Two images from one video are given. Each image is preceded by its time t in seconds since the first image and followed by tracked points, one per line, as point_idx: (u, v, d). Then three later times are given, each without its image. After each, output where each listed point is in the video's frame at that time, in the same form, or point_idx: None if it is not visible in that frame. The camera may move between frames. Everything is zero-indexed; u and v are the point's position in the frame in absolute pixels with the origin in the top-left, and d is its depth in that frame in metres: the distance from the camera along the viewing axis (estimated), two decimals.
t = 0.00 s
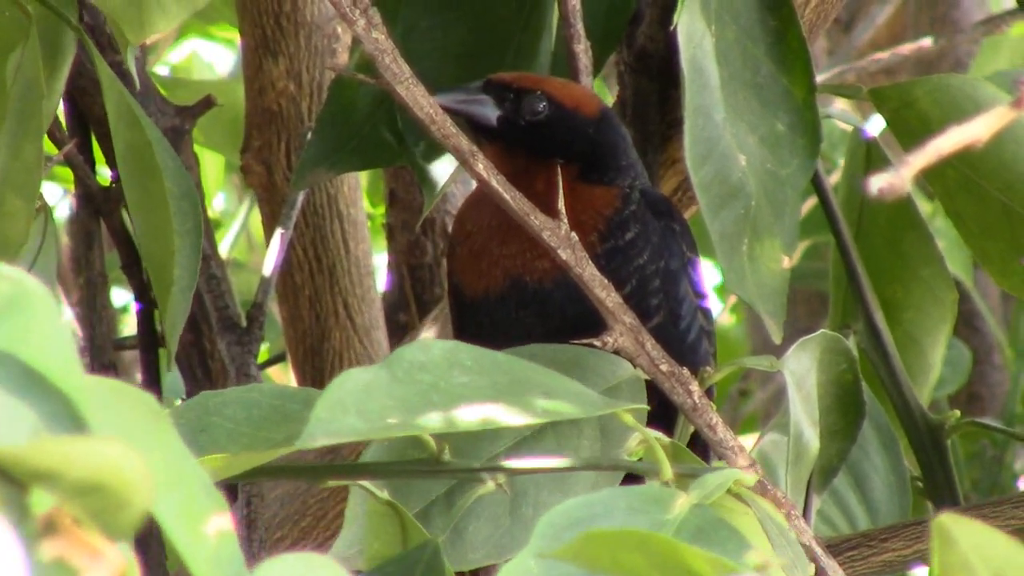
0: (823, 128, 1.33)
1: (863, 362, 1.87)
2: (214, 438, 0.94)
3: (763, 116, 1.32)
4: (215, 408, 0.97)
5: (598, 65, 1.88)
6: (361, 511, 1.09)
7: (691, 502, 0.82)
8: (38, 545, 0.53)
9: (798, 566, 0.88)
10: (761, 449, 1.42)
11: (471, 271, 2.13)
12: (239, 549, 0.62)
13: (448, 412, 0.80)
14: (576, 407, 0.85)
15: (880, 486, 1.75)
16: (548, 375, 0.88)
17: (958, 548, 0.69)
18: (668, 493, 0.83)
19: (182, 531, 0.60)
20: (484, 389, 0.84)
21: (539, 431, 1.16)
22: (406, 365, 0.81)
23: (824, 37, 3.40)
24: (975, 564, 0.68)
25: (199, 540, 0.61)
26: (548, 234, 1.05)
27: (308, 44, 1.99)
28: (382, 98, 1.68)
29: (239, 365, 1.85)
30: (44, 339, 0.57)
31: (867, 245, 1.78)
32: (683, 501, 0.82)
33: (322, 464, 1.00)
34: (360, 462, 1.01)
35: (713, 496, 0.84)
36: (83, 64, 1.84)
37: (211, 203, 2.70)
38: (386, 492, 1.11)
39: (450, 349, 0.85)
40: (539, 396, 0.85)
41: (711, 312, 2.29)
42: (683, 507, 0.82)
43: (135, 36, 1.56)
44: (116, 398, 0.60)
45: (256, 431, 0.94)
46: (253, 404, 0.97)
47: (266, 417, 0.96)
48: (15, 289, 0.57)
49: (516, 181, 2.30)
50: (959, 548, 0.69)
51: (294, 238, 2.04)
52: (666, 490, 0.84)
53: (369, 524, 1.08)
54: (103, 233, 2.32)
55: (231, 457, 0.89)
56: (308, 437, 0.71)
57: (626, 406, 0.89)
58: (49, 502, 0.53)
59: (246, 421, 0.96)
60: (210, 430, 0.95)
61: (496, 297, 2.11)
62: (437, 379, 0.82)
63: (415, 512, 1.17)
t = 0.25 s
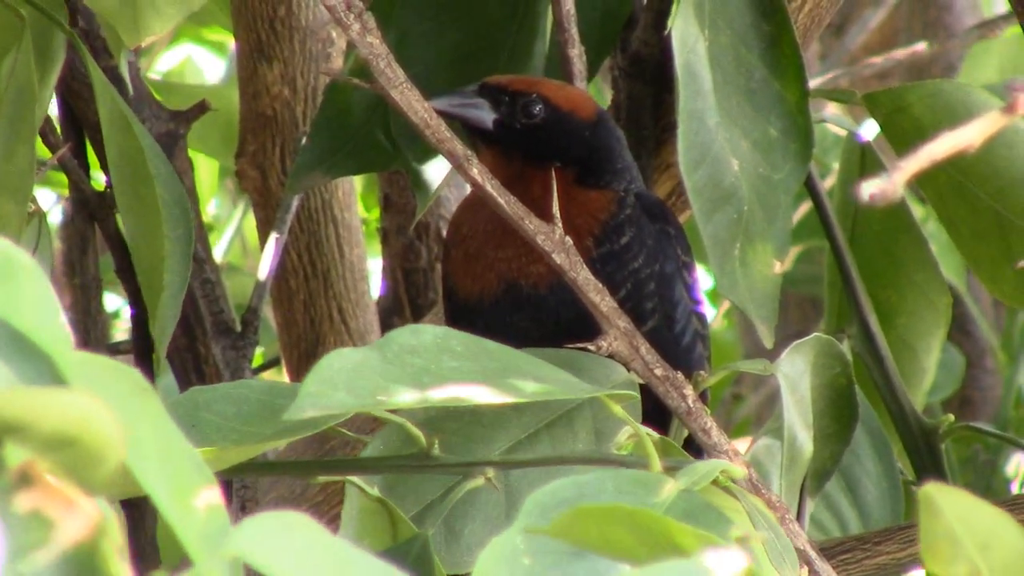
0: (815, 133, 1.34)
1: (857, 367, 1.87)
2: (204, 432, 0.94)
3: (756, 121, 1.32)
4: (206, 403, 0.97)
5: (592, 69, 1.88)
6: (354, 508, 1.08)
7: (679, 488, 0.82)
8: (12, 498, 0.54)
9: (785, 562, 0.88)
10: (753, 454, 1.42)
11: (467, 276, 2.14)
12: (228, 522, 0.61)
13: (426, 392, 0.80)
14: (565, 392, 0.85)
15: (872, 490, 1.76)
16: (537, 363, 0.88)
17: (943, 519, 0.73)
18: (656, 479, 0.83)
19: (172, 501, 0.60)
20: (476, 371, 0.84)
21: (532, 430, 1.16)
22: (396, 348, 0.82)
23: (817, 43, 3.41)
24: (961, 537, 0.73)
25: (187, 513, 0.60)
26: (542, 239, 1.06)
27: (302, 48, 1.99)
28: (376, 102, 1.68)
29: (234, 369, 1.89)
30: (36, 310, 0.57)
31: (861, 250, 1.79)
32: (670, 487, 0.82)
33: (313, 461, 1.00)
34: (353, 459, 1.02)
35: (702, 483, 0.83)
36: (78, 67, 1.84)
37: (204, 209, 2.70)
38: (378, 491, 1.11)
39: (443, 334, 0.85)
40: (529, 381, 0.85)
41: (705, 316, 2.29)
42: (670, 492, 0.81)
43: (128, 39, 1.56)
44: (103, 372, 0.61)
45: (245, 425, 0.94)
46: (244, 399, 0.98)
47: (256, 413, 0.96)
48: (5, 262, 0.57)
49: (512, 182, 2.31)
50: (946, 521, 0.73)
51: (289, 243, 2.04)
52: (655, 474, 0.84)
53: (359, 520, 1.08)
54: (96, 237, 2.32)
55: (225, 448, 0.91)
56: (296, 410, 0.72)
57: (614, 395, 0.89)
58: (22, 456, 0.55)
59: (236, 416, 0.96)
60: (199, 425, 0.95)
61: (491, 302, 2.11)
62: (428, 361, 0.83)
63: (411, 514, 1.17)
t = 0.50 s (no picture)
0: (810, 132, 1.34)
1: (851, 366, 1.88)
2: (205, 441, 0.94)
3: (752, 120, 1.32)
4: (206, 411, 0.97)
5: (586, 67, 1.88)
6: (351, 513, 1.08)
7: (682, 506, 0.82)
8: (37, 547, 0.56)
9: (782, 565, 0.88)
10: (748, 453, 1.42)
11: (461, 276, 2.14)
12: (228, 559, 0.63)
13: (448, 421, 0.81)
14: (564, 412, 0.85)
15: (866, 490, 1.76)
16: (537, 379, 0.88)
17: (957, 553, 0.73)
18: (657, 499, 0.83)
19: (173, 535, 0.62)
20: (477, 399, 0.84)
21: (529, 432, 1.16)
22: (395, 373, 0.82)
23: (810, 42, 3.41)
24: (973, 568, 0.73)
25: (188, 550, 0.62)
26: (537, 237, 1.05)
27: (296, 47, 1.99)
28: (371, 100, 1.68)
29: (227, 370, 1.87)
30: (41, 345, 0.62)
31: (854, 251, 1.80)
32: (673, 506, 0.82)
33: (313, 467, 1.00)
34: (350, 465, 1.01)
35: (704, 499, 0.84)
36: (72, 67, 1.83)
37: (197, 207, 2.70)
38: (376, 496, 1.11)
39: (441, 356, 0.85)
40: (529, 405, 0.85)
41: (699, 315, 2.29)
42: (672, 513, 0.81)
43: (122, 37, 1.56)
44: (120, 409, 0.63)
45: (247, 435, 0.94)
46: (245, 405, 0.97)
47: (255, 421, 0.96)
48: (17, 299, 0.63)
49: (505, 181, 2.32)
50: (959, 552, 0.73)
51: (282, 242, 2.04)
52: (656, 493, 0.84)
53: (357, 526, 1.08)
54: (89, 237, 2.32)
55: (226, 460, 0.91)
56: (296, 451, 0.71)
57: (616, 412, 0.88)
58: (46, 505, 0.57)
59: (237, 424, 0.96)
60: (200, 434, 0.95)
61: (486, 302, 2.11)
62: (427, 387, 0.82)
63: (405, 515, 1.17)
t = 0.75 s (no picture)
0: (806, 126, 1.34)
1: (847, 360, 1.88)
2: (198, 425, 0.94)
3: (748, 113, 1.32)
4: (199, 395, 0.96)
5: (582, 61, 1.88)
6: (344, 500, 1.08)
7: (671, 490, 0.81)
8: (15, 497, 0.55)
9: (779, 549, 0.89)
10: (745, 447, 1.42)
11: (458, 269, 2.14)
12: (220, 519, 0.62)
13: (437, 406, 0.81)
14: (555, 396, 0.86)
15: (864, 484, 1.76)
16: (531, 365, 0.89)
17: (941, 517, 0.77)
18: (647, 480, 0.82)
19: (161, 498, 0.61)
20: (468, 380, 0.85)
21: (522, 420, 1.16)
22: (385, 359, 0.82)
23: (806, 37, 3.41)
24: (956, 532, 0.77)
25: (179, 512, 0.61)
26: (533, 230, 1.05)
27: (292, 40, 1.98)
28: (367, 93, 1.68)
29: (223, 362, 1.87)
30: (27, 303, 0.59)
31: (850, 246, 1.81)
32: (662, 489, 0.81)
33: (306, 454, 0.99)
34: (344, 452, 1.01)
35: (693, 483, 0.83)
36: (68, 59, 1.83)
37: (194, 202, 2.70)
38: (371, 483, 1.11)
39: (431, 342, 0.85)
40: (519, 386, 0.86)
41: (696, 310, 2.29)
42: (662, 494, 0.81)
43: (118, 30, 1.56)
44: (101, 371, 0.63)
45: (239, 419, 0.94)
46: (237, 391, 0.97)
47: (248, 406, 0.96)
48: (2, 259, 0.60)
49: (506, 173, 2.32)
50: (943, 519, 0.77)
51: (279, 235, 2.04)
52: (646, 476, 0.83)
53: (349, 512, 1.08)
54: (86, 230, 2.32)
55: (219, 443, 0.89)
56: (287, 435, 0.72)
57: (607, 396, 0.90)
58: (25, 454, 0.56)
59: (229, 409, 0.95)
60: (192, 417, 0.95)
61: (483, 295, 2.11)
62: (416, 373, 0.83)
63: (401, 505, 1.16)
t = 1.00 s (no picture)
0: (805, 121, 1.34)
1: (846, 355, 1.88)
2: (196, 423, 0.94)
3: (747, 108, 1.32)
4: (196, 393, 0.97)
5: (580, 56, 1.88)
6: (342, 497, 1.08)
7: (667, 486, 0.82)
8: (17, 506, 0.56)
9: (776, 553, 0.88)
10: (743, 441, 1.42)
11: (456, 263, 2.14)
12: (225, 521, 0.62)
13: (428, 392, 0.81)
14: (555, 390, 0.86)
15: (862, 479, 1.76)
16: (528, 360, 0.89)
17: (939, 527, 0.82)
18: (643, 477, 0.83)
19: (167, 501, 0.61)
20: (466, 370, 0.85)
21: (520, 416, 1.16)
22: (385, 345, 0.81)
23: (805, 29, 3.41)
24: (954, 542, 0.82)
25: (184, 514, 0.61)
26: (531, 226, 1.05)
27: (291, 34, 1.98)
28: (365, 88, 1.68)
29: (222, 356, 1.88)
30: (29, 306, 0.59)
31: (849, 242, 1.81)
32: (658, 485, 0.82)
33: (303, 451, 1.00)
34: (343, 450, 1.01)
35: (691, 480, 0.84)
36: (66, 52, 1.83)
37: (192, 194, 2.70)
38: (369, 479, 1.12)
39: (433, 330, 0.85)
40: (518, 379, 0.86)
41: (694, 303, 2.29)
42: (659, 491, 0.82)
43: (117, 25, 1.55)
44: (104, 373, 0.64)
45: (237, 417, 0.94)
46: (234, 390, 0.97)
47: (245, 403, 0.96)
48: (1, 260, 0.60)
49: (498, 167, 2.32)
50: (939, 527, 0.82)
51: (276, 229, 2.03)
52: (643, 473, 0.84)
53: (347, 508, 1.09)
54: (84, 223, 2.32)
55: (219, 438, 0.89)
56: (285, 412, 0.72)
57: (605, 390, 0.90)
58: (29, 464, 0.57)
59: (226, 407, 0.95)
60: (190, 415, 0.95)
61: (481, 289, 2.11)
62: (417, 360, 0.83)
63: (399, 501, 1.17)
